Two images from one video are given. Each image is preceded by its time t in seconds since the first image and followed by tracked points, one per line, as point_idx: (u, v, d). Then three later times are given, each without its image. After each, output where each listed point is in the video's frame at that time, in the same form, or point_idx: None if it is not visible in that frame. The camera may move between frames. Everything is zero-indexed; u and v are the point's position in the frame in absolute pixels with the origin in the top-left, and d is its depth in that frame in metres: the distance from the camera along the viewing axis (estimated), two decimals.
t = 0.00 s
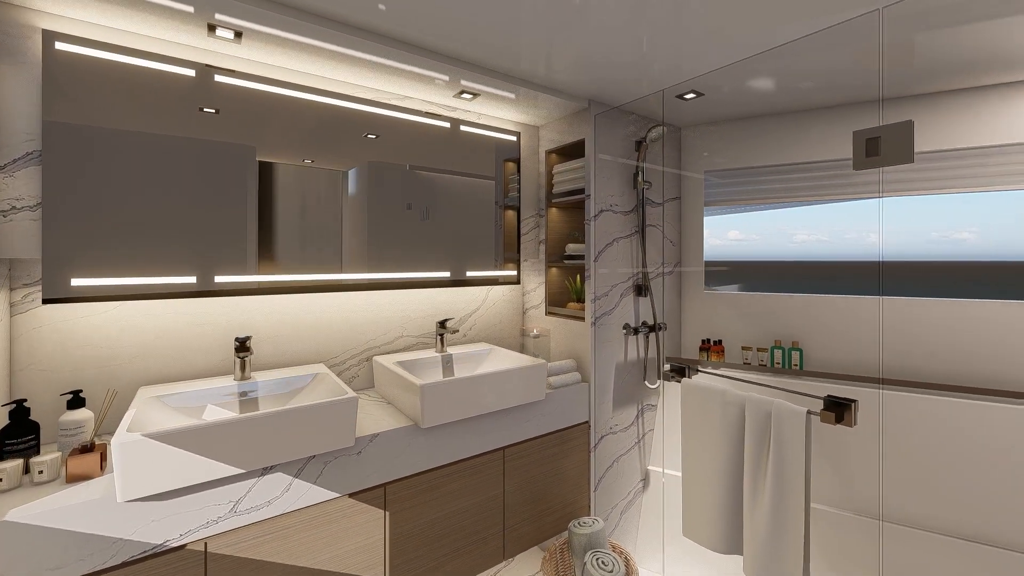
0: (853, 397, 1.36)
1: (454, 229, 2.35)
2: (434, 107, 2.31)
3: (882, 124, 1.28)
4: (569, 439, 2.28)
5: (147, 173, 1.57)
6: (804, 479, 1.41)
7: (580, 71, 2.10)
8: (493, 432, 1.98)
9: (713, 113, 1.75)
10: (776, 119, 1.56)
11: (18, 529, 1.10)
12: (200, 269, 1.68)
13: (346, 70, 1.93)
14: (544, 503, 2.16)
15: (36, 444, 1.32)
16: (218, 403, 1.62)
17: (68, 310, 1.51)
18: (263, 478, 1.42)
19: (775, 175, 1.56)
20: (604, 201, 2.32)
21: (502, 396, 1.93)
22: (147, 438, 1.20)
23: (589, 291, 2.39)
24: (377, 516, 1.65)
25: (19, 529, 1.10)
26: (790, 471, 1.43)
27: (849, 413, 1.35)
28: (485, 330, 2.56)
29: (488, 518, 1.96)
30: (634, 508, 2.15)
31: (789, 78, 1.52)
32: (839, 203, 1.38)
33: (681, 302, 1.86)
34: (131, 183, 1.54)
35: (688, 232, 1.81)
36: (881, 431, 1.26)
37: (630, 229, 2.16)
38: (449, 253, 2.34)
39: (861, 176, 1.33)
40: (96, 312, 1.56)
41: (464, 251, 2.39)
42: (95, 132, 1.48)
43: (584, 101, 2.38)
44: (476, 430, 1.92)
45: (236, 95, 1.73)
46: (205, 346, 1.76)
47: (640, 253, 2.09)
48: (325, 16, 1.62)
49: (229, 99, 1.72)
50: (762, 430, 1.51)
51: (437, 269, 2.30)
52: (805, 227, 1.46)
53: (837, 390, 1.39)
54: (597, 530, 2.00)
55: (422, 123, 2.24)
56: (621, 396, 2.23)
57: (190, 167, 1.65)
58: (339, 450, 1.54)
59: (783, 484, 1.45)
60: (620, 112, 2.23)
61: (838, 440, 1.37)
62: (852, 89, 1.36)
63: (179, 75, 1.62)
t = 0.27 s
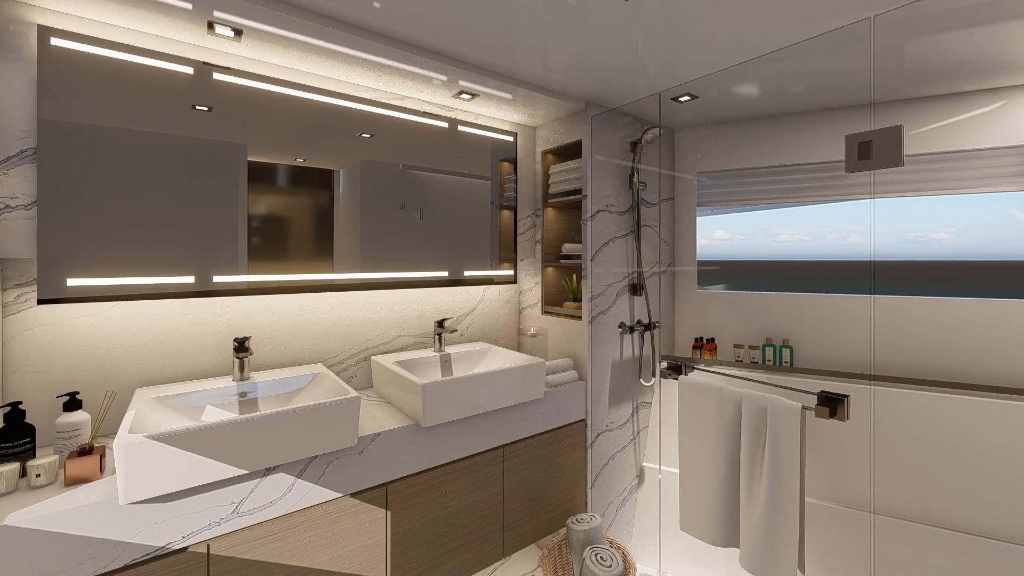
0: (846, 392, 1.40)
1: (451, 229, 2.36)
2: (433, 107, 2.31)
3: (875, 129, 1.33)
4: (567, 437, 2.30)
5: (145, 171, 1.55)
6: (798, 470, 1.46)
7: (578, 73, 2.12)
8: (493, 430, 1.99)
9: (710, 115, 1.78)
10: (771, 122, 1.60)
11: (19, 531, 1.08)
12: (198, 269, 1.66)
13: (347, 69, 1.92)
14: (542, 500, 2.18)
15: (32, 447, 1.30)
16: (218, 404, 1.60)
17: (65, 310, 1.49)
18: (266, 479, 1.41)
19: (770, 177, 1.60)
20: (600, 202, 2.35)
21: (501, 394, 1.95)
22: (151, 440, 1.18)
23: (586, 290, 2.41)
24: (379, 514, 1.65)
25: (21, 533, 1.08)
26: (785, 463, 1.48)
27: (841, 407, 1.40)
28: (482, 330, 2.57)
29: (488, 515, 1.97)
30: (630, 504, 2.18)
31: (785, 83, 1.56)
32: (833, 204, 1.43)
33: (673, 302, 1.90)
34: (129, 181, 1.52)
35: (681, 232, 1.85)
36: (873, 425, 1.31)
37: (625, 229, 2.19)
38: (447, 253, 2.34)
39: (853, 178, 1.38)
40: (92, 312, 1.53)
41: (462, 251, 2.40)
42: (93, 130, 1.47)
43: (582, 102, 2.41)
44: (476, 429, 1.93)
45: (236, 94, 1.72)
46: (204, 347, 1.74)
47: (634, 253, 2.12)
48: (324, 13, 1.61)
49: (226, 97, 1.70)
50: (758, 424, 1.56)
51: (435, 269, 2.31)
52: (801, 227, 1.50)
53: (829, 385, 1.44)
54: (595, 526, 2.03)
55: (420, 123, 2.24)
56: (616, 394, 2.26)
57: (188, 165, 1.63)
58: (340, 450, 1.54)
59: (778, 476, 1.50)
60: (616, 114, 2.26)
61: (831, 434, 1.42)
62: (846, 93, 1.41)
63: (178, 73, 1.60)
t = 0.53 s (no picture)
0: (839, 388, 1.44)
1: (449, 229, 2.37)
2: (432, 108, 2.32)
3: (867, 133, 1.37)
4: (565, 436, 2.32)
5: (145, 170, 1.54)
6: (793, 465, 1.50)
7: (576, 76, 2.15)
8: (493, 429, 2.01)
9: (706, 117, 1.81)
10: (767, 125, 1.64)
11: (23, 534, 1.07)
12: (198, 269, 1.65)
13: (346, 69, 1.92)
14: (541, 497, 2.20)
15: (32, 449, 1.29)
16: (219, 404, 1.60)
17: (62, 311, 1.47)
18: (270, 479, 1.41)
19: (764, 178, 1.64)
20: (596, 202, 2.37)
21: (501, 393, 1.96)
22: (156, 441, 1.18)
23: (584, 289, 2.41)
24: (381, 514, 1.66)
25: (24, 535, 1.07)
26: (781, 458, 1.52)
27: (835, 403, 1.45)
28: (480, 329, 2.59)
29: (488, 513, 1.98)
30: (627, 500, 2.22)
31: (780, 88, 1.60)
32: (828, 204, 1.46)
33: (667, 301, 1.95)
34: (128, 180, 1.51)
35: (675, 232, 1.90)
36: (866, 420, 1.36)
37: (621, 229, 2.24)
38: (445, 253, 2.36)
39: (846, 180, 1.42)
40: (89, 313, 1.51)
41: (460, 251, 2.41)
42: (92, 129, 1.45)
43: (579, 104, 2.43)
44: (476, 428, 1.94)
45: (236, 93, 1.71)
46: (203, 347, 1.73)
47: (630, 253, 2.17)
48: (326, 14, 1.61)
49: (225, 96, 1.69)
50: (755, 419, 1.60)
51: (433, 269, 2.32)
52: (797, 227, 1.53)
53: (823, 381, 1.48)
54: (594, 523, 2.05)
55: (419, 124, 2.25)
56: (614, 392, 2.31)
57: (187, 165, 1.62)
58: (344, 449, 1.54)
59: (775, 470, 1.54)
60: (613, 116, 2.29)
61: (825, 428, 1.46)
62: (839, 96, 1.45)
63: (178, 72, 1.59)
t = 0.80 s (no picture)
0: (833, 384, 1.49)
1: (447, 229, 2.39)
2: (432, 109, 2.34)
3: (860, 138, 1.42)
4: (563, 435, 2.33)
5: (147, 170, 1.53)
6: (790, 460, 1.55)
7: (574, 79, 2.18)
8: (494, 427, 2.02)
9: (704, 121, 1.85)
10: (762, 128, 1.67)
11: (31, 535, 1.07)
12: (200, 269, 1.65)
13: (348, 70, 1.93)
14: (541, 495, 2.23)
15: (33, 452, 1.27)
16: (222, 404, 1.60)
17: (63, 313, 1.46)
18: (276, 479, 1.42)
19: (759, 181, 1.68)
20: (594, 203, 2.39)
21: (501, 392, 1.99)
22: (165, 441, 1.18)
23: (582, 289, 2.41)
24: (385, 512, 1.67)
25: (32, 537, 1.07)
26: (777, 453, 1.58)
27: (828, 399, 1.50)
28: (478, 329, 2.61)
29: (489, 511, 2.00)
30: (626, 496, 2.25)
31: (775, 93, 1.64)
32: (822, 206, 1.51)
33: (662, 301, 2.00)
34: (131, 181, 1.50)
35: (669, 233, 1.94)
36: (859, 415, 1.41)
37: (617, 231, 2.30)
38: (444, 254, 2.37)
39: (838, 183, 1.47)
40: (90, 314, 1.50)
41: (458, 251, 2.43)
42: (93, 128, 1.44)
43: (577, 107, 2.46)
44: (477, 427, 1.96)
45: (238, 93, 1.71)
46: (205, 348, 1.72)
47: (627, 253, 2.23)
48: (330, 16, 1.62)
49: (226, 96, 1.69)
50: (752, 415, 1.65)
51: (433, 270, 2.34)
52: (791, 229, 1.58)
53: (818, 378, 1.53)
54: (593, 519, 2.08)
55: (419, 125, 2.27)
56: (611, 390, 2.35)
57: (190, 165, 1.61)
58: (349, 448, 1.55)
59: (771, 464, 1.59)
60: (612, 119, 2.33)
61: (819, 424, 1.51)
62: (833, 102, 1.49)
63: (180, 71, 1.59)
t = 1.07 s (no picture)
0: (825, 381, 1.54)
1: (445, 230, 2.41)
2: (432, 111, 2.37)
3: (852, 143, 1.47)
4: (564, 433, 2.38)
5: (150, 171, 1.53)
6: (786, 454, 1.61)
7: (572, 83, 2.22)
8: (494, 426, 2.04)
9: (700, 125, 1.89)
10: (757, 132, 1.72)
11: (42, 536, 1.07)
12: (203, 270, 1.65)
13: (350, 72, 1.94)
14: (541, 493, 2.26)
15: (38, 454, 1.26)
16: (229, 404, 1.60)
17: (65, 314, 1.45)
18: (283, 478, 1.43)
19: (754, 183, 1.73)
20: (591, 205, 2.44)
21: (501, 391, 2.01)
22: (174, 441, 1.19)
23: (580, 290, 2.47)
24: (390, 511, 1.68)
25: (42, 538, 1.07)
26: (774, 447, 1.64)
27: (822, 395, 1.54)
28: (477, 329, 2.63)
29: (491, 508, 2.02)
30: (623, 493, 2.29)
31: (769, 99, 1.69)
32: (816, 208, 1.57)
33: (657, 300, 2.04)
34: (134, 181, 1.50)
35: (664, 233, 1.98)
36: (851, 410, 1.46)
37: (615, 231, 2.29)
38: (444, 254, 2.39)
39: (831, 186, 1.52)
40: (93, 315, 1.50)
41: (457, 252, 2.45)
42: (97, 129, 1.44)
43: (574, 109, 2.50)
44: (479, 426, 1.98)
45: (241, 95, 1.72)
46: (208, 349, 1.72)
47: (625, 254, 2.22)
48: (334, 19, 1.63)
49: (229, 97, 1.69)
50: (749, 411, 1.70)
51: (433, 270, 2.36)
52: (784, 232, 1.64)
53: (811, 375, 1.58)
54: (592, 515, 2.12)
55: (419, 127, 2.29)
56: (608, 388, 2.38)
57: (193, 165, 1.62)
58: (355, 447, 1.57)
59: (767, 457, 1.66)
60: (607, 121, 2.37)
61: (813, 419, 1.56)
62: (825, 108, 1.55)
63: (185, 72, 1.60)
